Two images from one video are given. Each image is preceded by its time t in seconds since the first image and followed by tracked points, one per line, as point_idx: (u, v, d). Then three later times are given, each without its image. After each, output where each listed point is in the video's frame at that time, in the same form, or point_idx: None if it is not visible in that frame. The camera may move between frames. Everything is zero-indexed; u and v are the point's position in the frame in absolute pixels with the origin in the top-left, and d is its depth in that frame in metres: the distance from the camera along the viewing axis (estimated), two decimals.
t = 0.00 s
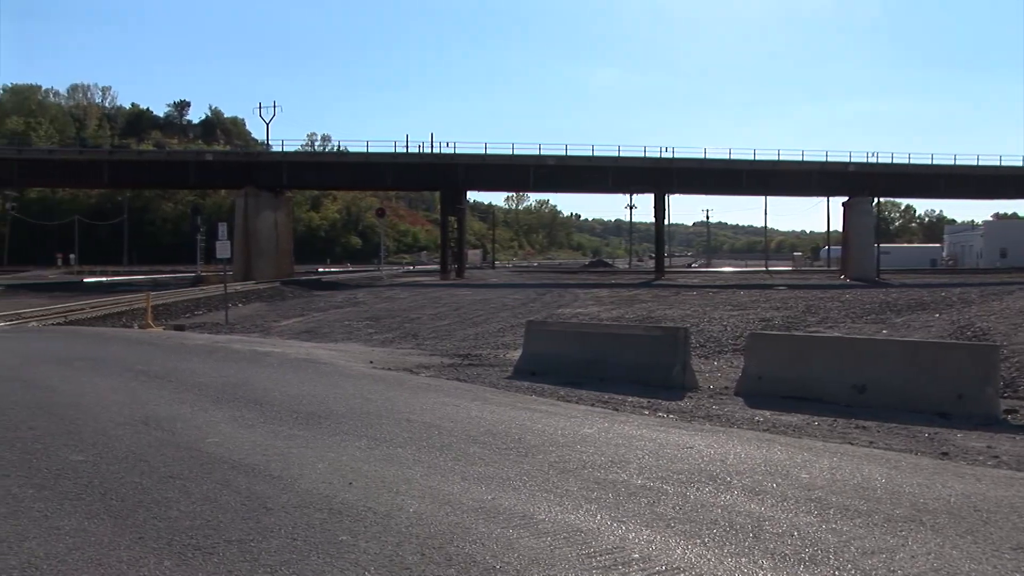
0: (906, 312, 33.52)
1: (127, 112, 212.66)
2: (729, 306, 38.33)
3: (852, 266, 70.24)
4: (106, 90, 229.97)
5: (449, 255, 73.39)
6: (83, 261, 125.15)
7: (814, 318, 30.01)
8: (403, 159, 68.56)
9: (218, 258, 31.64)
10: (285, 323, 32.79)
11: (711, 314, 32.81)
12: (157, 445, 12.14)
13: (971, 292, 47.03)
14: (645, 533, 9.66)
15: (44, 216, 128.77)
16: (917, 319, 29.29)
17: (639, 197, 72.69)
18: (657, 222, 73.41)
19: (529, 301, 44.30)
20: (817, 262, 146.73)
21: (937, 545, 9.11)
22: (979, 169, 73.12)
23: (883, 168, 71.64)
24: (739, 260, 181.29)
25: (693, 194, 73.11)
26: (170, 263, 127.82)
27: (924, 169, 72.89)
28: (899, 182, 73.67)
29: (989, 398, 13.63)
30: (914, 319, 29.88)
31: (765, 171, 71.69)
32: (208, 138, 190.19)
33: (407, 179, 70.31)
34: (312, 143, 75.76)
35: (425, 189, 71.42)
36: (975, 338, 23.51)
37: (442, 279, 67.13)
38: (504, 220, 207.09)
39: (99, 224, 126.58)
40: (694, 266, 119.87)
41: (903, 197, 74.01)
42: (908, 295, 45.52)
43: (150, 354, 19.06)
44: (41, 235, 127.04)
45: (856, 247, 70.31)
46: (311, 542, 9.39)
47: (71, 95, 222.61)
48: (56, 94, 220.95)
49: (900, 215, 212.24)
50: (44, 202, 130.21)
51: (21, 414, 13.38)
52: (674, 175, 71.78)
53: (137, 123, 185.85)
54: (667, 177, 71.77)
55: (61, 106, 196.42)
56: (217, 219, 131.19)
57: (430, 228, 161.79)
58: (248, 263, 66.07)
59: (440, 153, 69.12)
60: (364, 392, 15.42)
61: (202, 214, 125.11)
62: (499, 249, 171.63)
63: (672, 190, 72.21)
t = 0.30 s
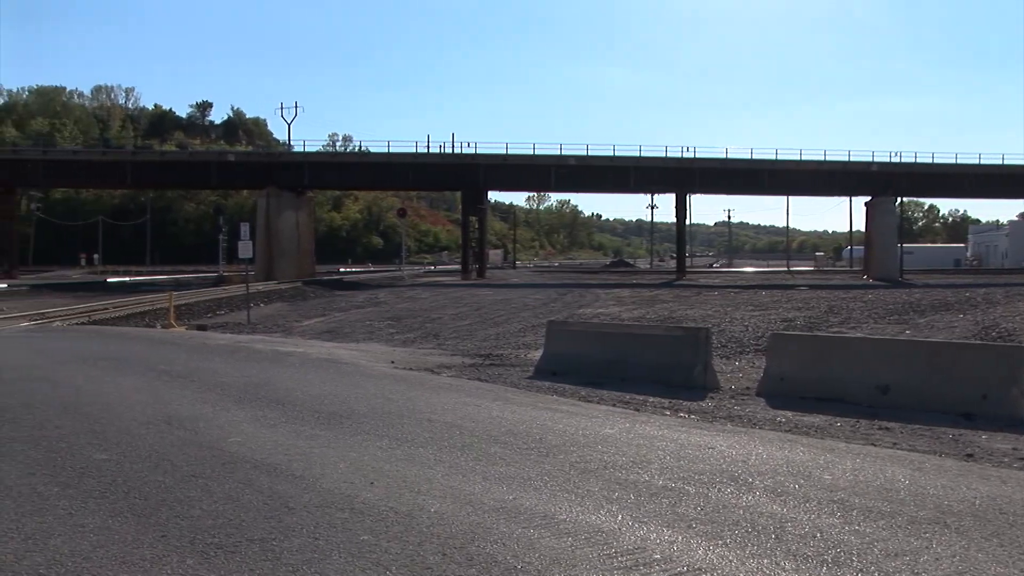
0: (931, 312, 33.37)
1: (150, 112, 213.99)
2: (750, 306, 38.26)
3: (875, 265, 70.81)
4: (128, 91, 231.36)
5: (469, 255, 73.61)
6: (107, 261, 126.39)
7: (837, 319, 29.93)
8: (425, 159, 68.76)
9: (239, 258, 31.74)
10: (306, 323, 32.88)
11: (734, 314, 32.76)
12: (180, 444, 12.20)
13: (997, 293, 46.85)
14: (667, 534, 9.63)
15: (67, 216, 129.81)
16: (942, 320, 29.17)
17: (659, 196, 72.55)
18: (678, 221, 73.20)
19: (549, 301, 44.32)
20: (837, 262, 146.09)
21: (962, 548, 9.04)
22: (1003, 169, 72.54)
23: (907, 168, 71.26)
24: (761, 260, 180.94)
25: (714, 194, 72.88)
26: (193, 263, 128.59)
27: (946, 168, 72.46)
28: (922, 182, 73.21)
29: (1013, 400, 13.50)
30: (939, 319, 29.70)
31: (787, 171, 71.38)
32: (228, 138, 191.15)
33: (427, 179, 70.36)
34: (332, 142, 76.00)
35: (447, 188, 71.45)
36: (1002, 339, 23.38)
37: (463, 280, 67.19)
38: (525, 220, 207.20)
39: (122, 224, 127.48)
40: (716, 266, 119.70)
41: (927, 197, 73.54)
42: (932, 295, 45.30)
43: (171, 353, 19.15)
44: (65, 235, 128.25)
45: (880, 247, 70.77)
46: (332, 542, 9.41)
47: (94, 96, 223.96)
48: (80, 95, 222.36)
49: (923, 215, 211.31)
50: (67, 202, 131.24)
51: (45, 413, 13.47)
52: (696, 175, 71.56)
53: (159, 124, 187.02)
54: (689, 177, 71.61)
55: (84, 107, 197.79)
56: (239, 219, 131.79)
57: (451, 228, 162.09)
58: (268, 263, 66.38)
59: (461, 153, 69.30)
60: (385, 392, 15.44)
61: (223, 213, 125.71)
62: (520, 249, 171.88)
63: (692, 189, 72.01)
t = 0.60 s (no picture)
0: (955, 312, 33.24)
1: (174, 112, 215.48)
2: (773, 306, 38.15)
3: (898, 265, 71.09)
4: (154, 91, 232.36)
5: (491, 255, 73.82)
6: (132, 261, 127.35)
7: (861, 318, 29.88)
8: (447, 159, 68.91)
9: (261, 258, 31.84)
10: (329, 323, 32.94)
11: (756, 314, 32.73)
12: (204, 444, 12.26)
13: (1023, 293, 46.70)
14: (689, 535, 9.60)
15: (92, 217, 130.92)
16: (966, 320, 29.09)
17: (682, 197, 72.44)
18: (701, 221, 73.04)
19: (571, 301, 44.31)
20: (860, 262, 145.22)
21: (989, 551, 8.97)
22: None
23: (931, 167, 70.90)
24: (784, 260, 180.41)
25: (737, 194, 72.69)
26: (216, 263, 129.26)
27: (970, 167, 71.95)
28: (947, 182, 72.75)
29: None
30: (966, 320, 29.49)
31: (811, 171, 71.07)
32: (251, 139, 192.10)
33: (449, 180, 70.49)
34: (354, 142, 76.22)
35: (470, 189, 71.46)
36: None
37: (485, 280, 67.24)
38: (546, 220, 207.15)
39: (146, 225, 128.38)
40: (739, 266, 119.40)
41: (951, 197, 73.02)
42: (958, 295, 45.15)
43: (194, 353, 19.22)
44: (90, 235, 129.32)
45: (903, 246, 71.18)
46: (356, 541, 9.42)
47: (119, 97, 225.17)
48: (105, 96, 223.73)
49: (948, 215, 210.19)
50: (92, 203, 132.36)
51: (70, 411, 13.57)
52: (719, 175, 71.32)
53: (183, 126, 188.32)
54: (712, 177, 71.42)
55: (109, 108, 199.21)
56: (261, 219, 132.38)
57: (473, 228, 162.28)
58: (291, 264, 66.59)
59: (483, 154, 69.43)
60: (408, 392, 15.44)
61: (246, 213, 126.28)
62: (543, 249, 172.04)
63: (715, 189, 71.86)
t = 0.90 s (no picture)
0: (982, 312, 33.03)
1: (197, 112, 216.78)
2: (796, 306, 38.01)
3: (921, 266, 70.20)
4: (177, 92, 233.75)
5: (512, 255, 73.91)
6: (155, 261, 128.40)
7: (885, 319, 29.75)
8: (468, 159, 69.04)
9: (283, 258, 31.93)
10: (351, 323, 32.99)
11: (780, 314, 32.63)
12: (227, 443, 12.32)
13: None
14: (712, 536, 9.57)
15: (115, 217, 132.09)
16: (992, 320, 28.92)
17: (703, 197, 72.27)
18: (722, 222, 72.85)
19: (592, 301, 44.26)
20: (882, 262, 144.20)
21: (1015, 554, 8.90)
22: None
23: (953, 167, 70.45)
24: (806, 260, 179.43)
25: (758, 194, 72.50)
26: (238, 263, 129.79)
27: (993, 166, 71.35)
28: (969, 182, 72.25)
29: None
30: (993, 320, 29.25)
31: (833, 171, 70.73)
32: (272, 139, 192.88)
33: (470, 180, 70.57)
34: (375, 142, 76.38)
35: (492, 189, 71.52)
36: None
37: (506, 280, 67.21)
38: (566, 220, 206.59)
39: (168, 225, 129.18)
40: (759, 266, 118.88)
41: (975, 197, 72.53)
42: (984, 296, 44.87)
43: (216, 353, 19.28)
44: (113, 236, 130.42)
45: (926, 247, 70.26)
46: (377, 541, 9.44)
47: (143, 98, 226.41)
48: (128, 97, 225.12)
49: (973, 215, 208.51)
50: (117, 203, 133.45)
51: (93, 410, 13.65)
52: (741, 175, 71.14)
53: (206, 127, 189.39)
54: (733, 177, 71.25)
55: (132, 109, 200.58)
56: (283, 219, 132.79)
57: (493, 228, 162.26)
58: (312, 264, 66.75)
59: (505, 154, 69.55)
60: (430, 392, 15.45)
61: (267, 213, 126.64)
62: (565, 249, 171.99)
63: (736, 189, 71.63)
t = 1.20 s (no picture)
0: (1006, 312, 32.83)
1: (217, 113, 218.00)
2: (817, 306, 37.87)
3: (941, 266, 70.31)
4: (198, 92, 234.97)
5: (531, 256, 73.97)
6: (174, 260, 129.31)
7: (907, 319, 29.62)
8: (487, 160, 69.08)
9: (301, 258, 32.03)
10: (370, 323, 33.04)
11: (800, 314, 32.54)
12: (247, 442, 12.35)
13: None
14: (732, 537, 9.54)
15: (136, 216, 133.14)
16: (1016, 321, 28.76)
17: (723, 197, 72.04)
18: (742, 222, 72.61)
19: (610, 301, 44.23)
20: (903, 262, 143.44)
21: None
22: None
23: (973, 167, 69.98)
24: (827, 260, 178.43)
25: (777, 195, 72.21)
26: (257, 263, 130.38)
27: (1013, 166, 70.84)
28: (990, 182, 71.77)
29: None
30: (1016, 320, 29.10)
31: (853, 171, 70.34)
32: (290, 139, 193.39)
33: (489, 180, 70.61)
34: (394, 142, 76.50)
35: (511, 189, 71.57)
36: None
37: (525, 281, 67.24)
38: (586, 220, 206.16)
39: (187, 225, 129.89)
40: (778, 267, 118.48)
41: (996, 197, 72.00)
42: (1006, 296, 44.60)
43: (234, 352, 19.35)
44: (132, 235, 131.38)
45: (946, 246, 70.33)
46: (397, 540, 9.44)
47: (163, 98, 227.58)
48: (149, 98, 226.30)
49: (996, 215, 206.88)
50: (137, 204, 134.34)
51: (113, 410, 13.72)
52: (760, 175, 70.94)
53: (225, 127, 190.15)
54: (753, 178, 71.02)
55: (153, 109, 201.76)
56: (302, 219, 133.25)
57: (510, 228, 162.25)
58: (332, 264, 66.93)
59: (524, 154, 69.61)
60: (449, 392, 15.46)
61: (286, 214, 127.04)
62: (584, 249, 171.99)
63: (756, 190, 71.34)
